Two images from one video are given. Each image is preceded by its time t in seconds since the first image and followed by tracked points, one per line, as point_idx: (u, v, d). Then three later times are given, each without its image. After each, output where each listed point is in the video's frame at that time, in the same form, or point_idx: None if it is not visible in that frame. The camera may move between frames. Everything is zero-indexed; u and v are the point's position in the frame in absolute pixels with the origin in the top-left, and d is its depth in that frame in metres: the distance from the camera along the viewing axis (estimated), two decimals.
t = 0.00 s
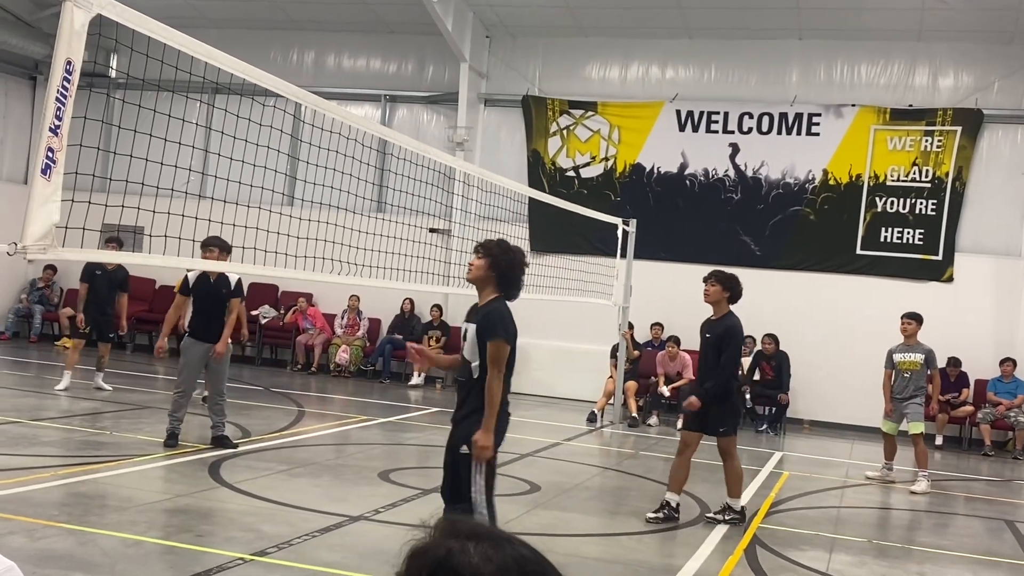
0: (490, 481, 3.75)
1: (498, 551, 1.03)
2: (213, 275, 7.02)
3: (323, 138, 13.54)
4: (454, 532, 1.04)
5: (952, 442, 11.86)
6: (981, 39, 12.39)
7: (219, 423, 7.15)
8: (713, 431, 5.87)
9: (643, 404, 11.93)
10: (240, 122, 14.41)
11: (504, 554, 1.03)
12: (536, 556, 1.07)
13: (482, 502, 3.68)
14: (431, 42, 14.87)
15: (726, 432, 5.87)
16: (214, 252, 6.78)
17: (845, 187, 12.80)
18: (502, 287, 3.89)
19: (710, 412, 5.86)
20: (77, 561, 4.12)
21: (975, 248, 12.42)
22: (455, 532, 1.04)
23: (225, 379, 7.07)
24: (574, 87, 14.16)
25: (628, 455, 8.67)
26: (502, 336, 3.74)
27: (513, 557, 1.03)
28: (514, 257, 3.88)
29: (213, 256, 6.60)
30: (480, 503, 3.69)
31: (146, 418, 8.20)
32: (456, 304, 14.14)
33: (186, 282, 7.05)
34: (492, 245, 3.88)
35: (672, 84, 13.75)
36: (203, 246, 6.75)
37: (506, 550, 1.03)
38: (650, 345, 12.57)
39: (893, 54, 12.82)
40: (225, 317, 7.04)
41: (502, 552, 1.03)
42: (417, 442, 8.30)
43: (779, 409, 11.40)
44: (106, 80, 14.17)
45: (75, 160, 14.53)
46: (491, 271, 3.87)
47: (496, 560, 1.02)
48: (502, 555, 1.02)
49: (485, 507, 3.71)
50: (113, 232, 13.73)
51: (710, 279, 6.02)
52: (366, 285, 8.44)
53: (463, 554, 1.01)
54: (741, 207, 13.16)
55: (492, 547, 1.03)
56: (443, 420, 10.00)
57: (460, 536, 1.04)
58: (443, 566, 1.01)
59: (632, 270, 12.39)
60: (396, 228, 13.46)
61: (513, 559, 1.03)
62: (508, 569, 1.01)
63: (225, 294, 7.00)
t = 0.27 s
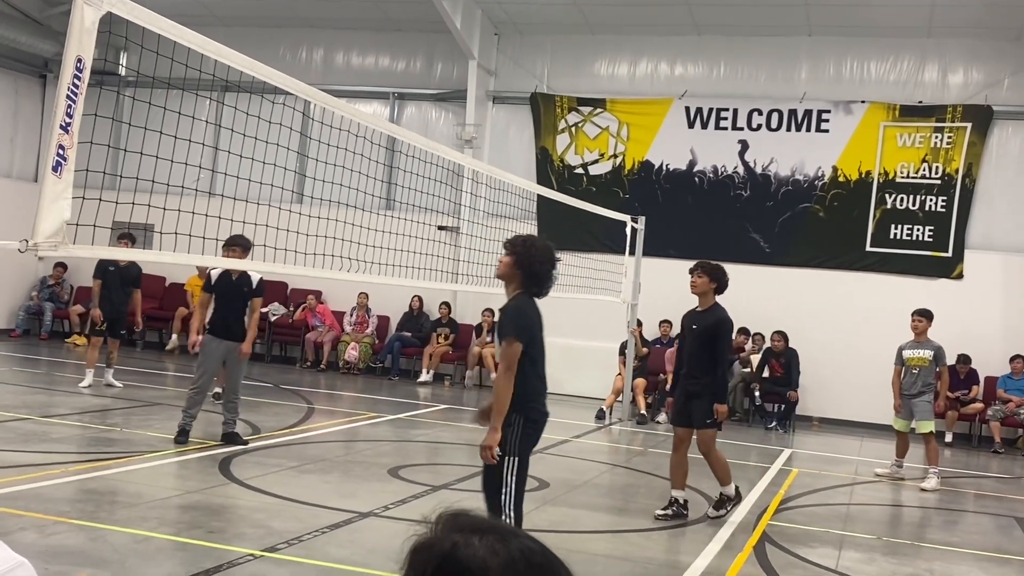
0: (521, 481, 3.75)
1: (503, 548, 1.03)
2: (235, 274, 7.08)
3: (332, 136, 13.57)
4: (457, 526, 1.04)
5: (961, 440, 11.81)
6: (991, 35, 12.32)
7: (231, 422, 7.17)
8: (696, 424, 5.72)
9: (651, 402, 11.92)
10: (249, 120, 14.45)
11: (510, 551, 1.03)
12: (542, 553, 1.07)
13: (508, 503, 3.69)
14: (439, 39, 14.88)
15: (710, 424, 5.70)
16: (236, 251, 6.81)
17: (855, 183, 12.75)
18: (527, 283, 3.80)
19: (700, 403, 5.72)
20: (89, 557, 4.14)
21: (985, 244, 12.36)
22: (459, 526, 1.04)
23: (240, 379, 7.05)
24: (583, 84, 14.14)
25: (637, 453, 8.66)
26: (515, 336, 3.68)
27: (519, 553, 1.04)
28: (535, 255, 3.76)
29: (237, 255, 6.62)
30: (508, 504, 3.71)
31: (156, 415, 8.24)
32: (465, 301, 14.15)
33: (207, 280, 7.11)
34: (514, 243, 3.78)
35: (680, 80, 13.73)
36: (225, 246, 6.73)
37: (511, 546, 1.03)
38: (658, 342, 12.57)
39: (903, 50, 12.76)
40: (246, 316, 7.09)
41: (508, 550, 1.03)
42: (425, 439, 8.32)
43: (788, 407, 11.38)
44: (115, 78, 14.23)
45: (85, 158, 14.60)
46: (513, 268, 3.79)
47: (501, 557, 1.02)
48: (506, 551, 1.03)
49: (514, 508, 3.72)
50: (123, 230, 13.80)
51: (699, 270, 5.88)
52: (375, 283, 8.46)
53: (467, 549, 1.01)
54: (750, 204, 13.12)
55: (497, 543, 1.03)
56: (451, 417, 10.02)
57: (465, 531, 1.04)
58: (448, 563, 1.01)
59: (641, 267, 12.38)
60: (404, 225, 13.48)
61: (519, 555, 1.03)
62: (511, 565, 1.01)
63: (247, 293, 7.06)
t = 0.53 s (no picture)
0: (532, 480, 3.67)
1: (513, 555, 1.01)
2: (258, 273, 7.13)
3: (340, 133, 13.59)
4: (466, 530, 1.03)
5: (970, 437, 11.76)
6: (1001, 31, 12.25)
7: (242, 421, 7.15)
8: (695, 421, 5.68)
9: (659, 399, 11.90)
10: (258, 118, 14.49)
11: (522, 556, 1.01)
12: (551, 555, 1.05)
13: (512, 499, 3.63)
14: (447, 36, 14.88)
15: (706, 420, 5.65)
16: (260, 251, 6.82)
17: (864, 180, 12.69)
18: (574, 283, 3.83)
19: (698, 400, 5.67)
20: (99, 553, 4.16)
21: (995, 241, 12.29)
22: (468, 530, 1.03)
23: (256, 380, 7.10)
24: (590, 81, 14.12)
25: (645, 450, 8.65)
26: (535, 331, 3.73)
27: (532, 556, 1.03)
28: (578, 252, 3.81)
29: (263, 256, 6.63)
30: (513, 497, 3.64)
31: (165, 411, 8.26)
32: (473, 298, 14.15)
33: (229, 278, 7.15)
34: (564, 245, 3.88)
35: (689, 77, 13.69)
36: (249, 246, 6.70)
37: (521, 546, 1.02)
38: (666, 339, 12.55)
39: (912, 47, 12.70)
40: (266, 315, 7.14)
41: (517, 554, 1.02)
42: (433, 436, 8.32)
43: (796, 404, 11.36)
44: (124, 75, 14.27)
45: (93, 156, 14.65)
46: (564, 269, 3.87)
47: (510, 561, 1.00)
48: (515, 550, 1.02)
49: (522, 506, 3.63)
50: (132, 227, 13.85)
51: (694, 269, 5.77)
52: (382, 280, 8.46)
53: (474, 552, 1.00)
54: (758, 201, 13.08)
55: (506, 548, 1.02)
56: (459, 414, 10.02)
57: (474, 535, 1.02)
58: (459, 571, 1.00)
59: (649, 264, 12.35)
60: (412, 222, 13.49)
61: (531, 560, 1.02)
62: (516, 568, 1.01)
63: (269, 292, 7.12)
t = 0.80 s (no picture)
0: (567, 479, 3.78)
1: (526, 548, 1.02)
2: (274, 269, 7.08)
3: (348, 129, 13.59)
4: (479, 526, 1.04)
5: (979, 434, 11.71)
6: (1010, 26, 12.17)
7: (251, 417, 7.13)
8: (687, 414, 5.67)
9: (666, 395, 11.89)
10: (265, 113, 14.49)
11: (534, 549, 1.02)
12: (564, 548, 1.06)
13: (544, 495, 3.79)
14: (454, 32, 14.86)
15: (699, 416, 5.62)
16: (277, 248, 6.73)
17: (872, 176, 12.63)
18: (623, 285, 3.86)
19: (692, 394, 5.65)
20: (107, 548, 4.17)
21: (1004, 237, 12.23)
22: (483, 527, 1.03)
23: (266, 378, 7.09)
24: (598, 77, 14.08)
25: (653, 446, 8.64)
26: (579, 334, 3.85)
27: (546, 548, 1.03)
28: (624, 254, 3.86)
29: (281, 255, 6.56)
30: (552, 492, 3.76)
31: (173, 407, 8.28)
32: (480, 294, 14.15)
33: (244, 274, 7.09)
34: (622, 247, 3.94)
35: (697, 73, 13.64)
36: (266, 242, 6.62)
37: (535, 538, 1.03)
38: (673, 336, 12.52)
39: (921, 42, 12.63)
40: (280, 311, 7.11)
41: (529, 548, 1.02)
42: (441, 432, 8.32)
43: (804, 401, 11.34)
44: (131, 71, 14.30)
45: (102, 152, 14.69)
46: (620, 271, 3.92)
47: (521, 555, 1.01)
48: (528, 543, 1.02)
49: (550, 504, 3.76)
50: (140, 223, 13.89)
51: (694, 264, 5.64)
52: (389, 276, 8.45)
53: (487, 544, 1.00)
54: (767, 196, 13.03)
55: (520, 541, 1.02)
56: (466, 410, 10.03)
57: (487, 530, 1.03)
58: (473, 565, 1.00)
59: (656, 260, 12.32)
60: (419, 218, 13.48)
61: (544, 553, 1.02)
62: (526, 562, 1.01)
63: (284, 290, 7.08)
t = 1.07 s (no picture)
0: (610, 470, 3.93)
1: (534, 542, 1.01)
2: (285, 266, 7.09)
3: (355, 124, 13.60)
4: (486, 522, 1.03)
5: (986, 430, 11.66)
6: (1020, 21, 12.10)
7: (265, 409, 7.07)
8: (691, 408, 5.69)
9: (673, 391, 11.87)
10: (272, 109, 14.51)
11: (543, 543, 1.01)
12: (574, 545, 1.05)
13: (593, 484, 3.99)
14: (461, 27, 14.84)
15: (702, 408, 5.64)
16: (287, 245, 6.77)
17: (880, 172, 12.57)
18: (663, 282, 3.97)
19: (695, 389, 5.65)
20: (115, 543, 4.18)
21: (1013, 233, 12.16)
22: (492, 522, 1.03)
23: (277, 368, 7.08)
24: (605, 72, 14.06)
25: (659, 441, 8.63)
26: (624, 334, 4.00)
27: (555, 543, 1.02)
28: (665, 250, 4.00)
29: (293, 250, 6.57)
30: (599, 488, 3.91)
31: (181, 402, 8.30)
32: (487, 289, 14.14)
33: (254, 271, 7.07)
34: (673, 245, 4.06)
35: (704, 68, 13.60)
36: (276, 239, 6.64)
37: (543, 532, 1.02)
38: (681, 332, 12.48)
39: (929, 37, 12.57)
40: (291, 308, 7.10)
41: (538, 544, 1.01)
42: (447, 427, 8.32)
43: (812, 396, 11.30)
44: (139, 66, 14.34)
45: (109, 147, 14.73)
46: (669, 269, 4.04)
47: (529, 550, 1.00)
48: (537, 538, 1.01)
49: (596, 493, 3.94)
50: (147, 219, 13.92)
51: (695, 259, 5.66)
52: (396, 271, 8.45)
53: (495, 539, 1.00)
54: (774, 192, 12.99)
55: (529, 536, 1.01)
56: (473, 405, 10.03)
57: (495, 524, 1.03)
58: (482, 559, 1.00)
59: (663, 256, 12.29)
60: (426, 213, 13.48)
61: (553, 549, 1.02)
62: (535, 558, 1.00)
63: (296, 287, 7.09)
